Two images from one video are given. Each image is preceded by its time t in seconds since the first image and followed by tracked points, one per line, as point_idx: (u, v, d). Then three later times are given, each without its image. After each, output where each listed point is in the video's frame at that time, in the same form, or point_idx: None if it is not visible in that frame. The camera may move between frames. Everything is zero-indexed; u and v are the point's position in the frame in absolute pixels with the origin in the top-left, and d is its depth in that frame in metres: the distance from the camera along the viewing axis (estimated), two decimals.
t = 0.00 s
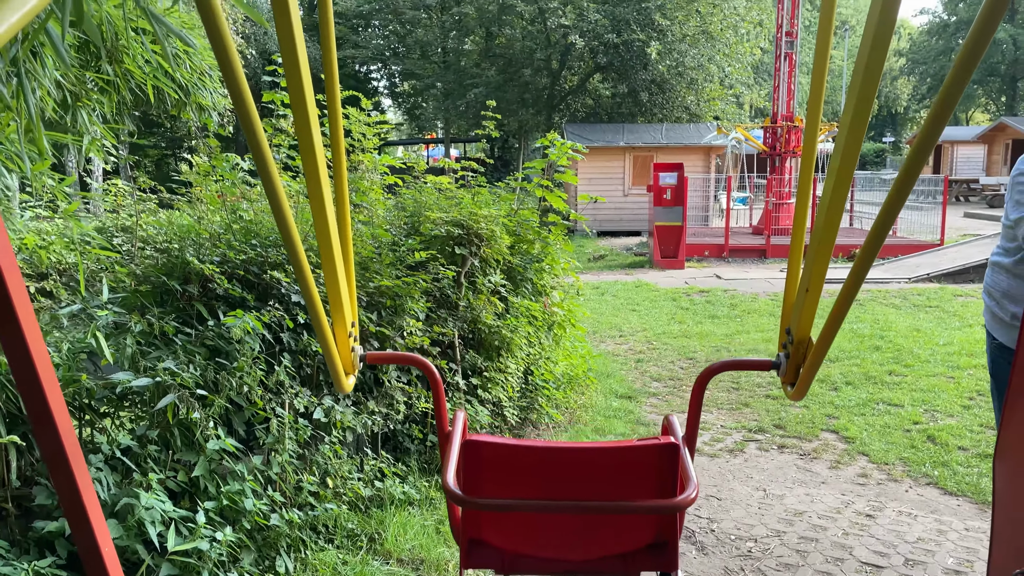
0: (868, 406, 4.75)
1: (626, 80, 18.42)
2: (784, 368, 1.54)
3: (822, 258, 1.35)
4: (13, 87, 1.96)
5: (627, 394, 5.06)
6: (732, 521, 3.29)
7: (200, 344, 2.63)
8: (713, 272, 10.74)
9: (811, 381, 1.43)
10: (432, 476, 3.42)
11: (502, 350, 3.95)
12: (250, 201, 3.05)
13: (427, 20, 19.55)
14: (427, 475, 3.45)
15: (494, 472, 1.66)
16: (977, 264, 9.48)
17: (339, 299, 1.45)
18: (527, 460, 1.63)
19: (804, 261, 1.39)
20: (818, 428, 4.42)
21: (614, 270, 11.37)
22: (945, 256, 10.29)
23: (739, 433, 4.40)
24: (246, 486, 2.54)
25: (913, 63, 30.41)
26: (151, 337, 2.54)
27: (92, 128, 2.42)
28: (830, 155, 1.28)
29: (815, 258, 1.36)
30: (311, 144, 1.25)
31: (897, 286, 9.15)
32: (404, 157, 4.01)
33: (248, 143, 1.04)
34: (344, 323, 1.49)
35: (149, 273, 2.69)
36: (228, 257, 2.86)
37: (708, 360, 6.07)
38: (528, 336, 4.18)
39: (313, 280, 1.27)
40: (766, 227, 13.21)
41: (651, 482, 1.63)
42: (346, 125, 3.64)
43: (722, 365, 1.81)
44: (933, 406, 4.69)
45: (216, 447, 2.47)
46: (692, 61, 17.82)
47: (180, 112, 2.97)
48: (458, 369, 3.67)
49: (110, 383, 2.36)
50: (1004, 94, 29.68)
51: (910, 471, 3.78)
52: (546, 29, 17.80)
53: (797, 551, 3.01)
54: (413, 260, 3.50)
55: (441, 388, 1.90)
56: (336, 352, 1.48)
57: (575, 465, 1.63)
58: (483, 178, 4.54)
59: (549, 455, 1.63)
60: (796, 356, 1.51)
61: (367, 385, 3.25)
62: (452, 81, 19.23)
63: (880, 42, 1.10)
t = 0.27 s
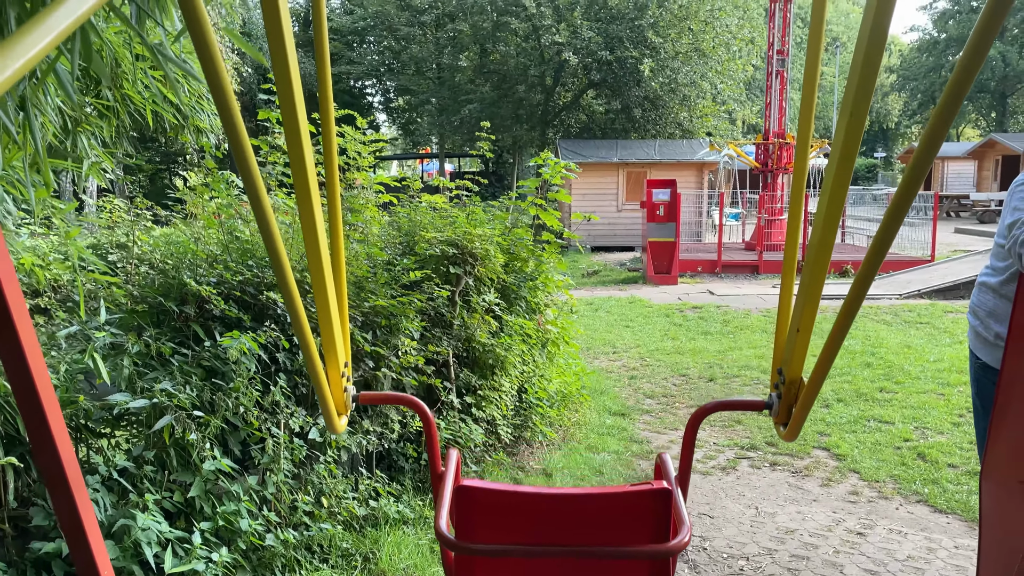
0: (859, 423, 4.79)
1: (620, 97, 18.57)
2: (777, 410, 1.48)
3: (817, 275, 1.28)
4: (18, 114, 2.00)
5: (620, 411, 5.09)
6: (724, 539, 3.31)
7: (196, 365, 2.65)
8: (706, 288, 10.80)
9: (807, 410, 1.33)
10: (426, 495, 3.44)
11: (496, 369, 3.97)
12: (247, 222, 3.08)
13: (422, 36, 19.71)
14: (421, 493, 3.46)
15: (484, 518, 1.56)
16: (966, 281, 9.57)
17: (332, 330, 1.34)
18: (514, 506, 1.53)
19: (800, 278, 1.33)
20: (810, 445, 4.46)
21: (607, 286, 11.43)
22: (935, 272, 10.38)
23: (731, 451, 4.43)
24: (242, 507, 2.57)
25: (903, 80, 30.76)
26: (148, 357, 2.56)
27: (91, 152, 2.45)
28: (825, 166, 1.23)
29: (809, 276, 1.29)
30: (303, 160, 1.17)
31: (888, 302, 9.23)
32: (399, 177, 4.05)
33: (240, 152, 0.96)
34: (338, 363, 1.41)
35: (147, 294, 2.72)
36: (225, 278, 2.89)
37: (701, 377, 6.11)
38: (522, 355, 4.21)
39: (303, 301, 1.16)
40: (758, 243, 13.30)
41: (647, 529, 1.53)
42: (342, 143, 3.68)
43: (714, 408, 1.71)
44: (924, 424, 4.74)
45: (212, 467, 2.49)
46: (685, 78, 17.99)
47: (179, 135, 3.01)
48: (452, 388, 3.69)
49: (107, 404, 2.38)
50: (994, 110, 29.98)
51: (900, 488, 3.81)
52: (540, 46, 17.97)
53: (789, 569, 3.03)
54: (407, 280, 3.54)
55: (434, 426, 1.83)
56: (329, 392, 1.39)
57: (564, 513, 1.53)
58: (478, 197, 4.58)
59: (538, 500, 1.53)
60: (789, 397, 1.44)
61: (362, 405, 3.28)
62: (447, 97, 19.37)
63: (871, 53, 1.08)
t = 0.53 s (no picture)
0: (853, 434, 4.82)
1: (615, 106, 18.65)
2: (776, 443, 1.51)
3: (816, 290, 1.29)
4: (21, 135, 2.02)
5: (616, 422, 5.10)
6: (719, 552, 3.33)
7: (195, 380, 2.67)
8: (701, 297, 10.84)
9: (805, 435, 1.33)
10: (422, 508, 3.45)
11: (492, 381, 3.99)
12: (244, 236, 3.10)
13: (418, 46, 19.77)
14: (418, 506, 3.47)
15: (486, 558, 1.57)
16: (960, 290, 9.63)
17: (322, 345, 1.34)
18: (517, 550, 1.56)
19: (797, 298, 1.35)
20: (805, 456, 4.48)
21: (603, 295, 11.47)
22: (929, 281, 10.44)
23: (726, 461, 4.45)
24: (240, 521, 2.59)
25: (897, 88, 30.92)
26: (147, 372, 2.58)
27: (91, 170, 2.48)
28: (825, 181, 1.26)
29: (809, 291, 1.31)
30: (298, 175, 1.18)
31: (882, 311, 9.28)
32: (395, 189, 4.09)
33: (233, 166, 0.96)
34: (334, 400, 1.41)
35: (146, 309, 2.75)
36: (223, 292, 2.92)
37: (696, 387, 6.13)
38: (518, 366, 4.23)
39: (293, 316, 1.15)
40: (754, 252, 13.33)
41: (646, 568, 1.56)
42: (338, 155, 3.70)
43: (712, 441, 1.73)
44: (917, 434, 4.77)
45: (210, 481, 2.51)
46: (680, 88, 18.06)
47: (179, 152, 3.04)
48: (448, 401, 3.71)
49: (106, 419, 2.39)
50: (987, 119, 30.15)
51: (894, 499, 3.84)
52: (536, 56, 18.02)
53: None
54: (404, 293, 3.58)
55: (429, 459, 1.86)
56: (324, 427, 1.40)
57: (563, 556, 1.56)
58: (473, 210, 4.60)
59: (538, 540, 1.56)
60: (787, 430, 1.48)
61: (359, 417, 3.30)
62: (443, 106, 19.42)
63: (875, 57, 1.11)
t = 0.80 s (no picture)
0: (849, 439, 4.85)
1: (613, 110, 18.68)
2: (775, 470, 1.61)
3: (816, 311, 1.40)
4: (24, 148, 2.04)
5: (614, 427, 5.13)
6: (715, 557, 3.35)
7: (196, 389, 2.70)
8: (699, 301, 10.88)
9: (808, 456, 1.41)
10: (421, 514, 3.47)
11: (490, 388, 4.00)
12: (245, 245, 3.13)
13: (416, 49, 19.74)
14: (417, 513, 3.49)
15: None
16: (956, 294, 9.68)
17: (317, 353, 1.42)
18: None
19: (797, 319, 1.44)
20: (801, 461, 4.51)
21: (601, 299, 11.48)
22: (925, 285, 10.48)
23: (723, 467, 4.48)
24: (241, 529, 2.62)
25: (893, 91, 30.99)
26: (149, 381, 2.61)
27: (93, 183, 2.50)
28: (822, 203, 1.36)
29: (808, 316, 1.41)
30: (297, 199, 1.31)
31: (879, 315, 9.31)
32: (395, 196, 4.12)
33: (228, 178, 1.08)
34: (329, 418, 1.51)
35: (147, 318, 2.77)
36: (224, 302, 2.95)
37: (693, 392, 6.16)
38: (516, 373, 4.25)
39: (284, 320, 1.25)
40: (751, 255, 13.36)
41: None
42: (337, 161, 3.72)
43: (711, 467, 1.85)
44: (913, 439, 4.80)
45: (211, 490, 2.54)
46: (677, 91, 18.08)
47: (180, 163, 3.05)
48: (447, 407, 3.73)
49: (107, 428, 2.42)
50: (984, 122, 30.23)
51: (889, 505, 3.87)
52: (533, 59, 18.00)
53: None
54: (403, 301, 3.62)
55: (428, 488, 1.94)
56: (321, 452, 1.50)
57: None
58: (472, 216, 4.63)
59: None
60: (786, 460, 1.59)
61: (358, 425, 3.32)
62: (441, 110, 19.45)
63: (870, 77, 1.20)
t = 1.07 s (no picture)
0: (847, 440, 4.89)
1: (612, 109, 18.69)
2: (777, 494, 1.64)
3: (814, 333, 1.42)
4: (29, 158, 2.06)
5: (613, 429, 5.16)
6: (713, 559, 3.38)
7: (199, 394, 2.72)
8: (697, 301, 10.91)
9: (807, 479, 1.42)
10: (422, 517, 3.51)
11: (490, 391, 4.02)
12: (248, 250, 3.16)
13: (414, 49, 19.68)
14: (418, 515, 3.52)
15: None
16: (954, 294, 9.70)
17: (317, 370, 1.45)
18: None
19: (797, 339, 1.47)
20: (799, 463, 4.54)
21: (600, 300, 11.50)
22: (923, 286, 10.51)
23: (721, 469, 4.51)
24: (244, 533, 2.65)
25: (892, 90, 30.98)
26: (152, 386, 2.63)
27: (97, 191, 2.52)
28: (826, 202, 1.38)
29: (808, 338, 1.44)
30: (297, 223, 1.34)
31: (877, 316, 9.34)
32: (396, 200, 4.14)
33: (228, 193, 1.11)
34: (327, 435, 1.53)
35: (150, 323, 2.80)
36: (226, 306, 2.97)
37: (691, 393, 6.19)
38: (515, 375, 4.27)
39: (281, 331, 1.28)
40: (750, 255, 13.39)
41: None
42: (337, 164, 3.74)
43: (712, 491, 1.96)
44: (910, 441, 4.83)
45: (214, 493, 2.57)
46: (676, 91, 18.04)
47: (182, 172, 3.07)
48: (447, 410, 3.76)
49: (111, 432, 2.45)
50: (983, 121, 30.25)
51: (886, 506, 3.90)
52: (532, 59, 17.92)
53: None
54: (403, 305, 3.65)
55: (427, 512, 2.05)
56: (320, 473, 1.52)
57: None
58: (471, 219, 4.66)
59: None
60: (787, 483, 1.61)
61: (359, 428, 3.35)
62: (440, 109, 19.46)
63: (872, 79, 1.22)
